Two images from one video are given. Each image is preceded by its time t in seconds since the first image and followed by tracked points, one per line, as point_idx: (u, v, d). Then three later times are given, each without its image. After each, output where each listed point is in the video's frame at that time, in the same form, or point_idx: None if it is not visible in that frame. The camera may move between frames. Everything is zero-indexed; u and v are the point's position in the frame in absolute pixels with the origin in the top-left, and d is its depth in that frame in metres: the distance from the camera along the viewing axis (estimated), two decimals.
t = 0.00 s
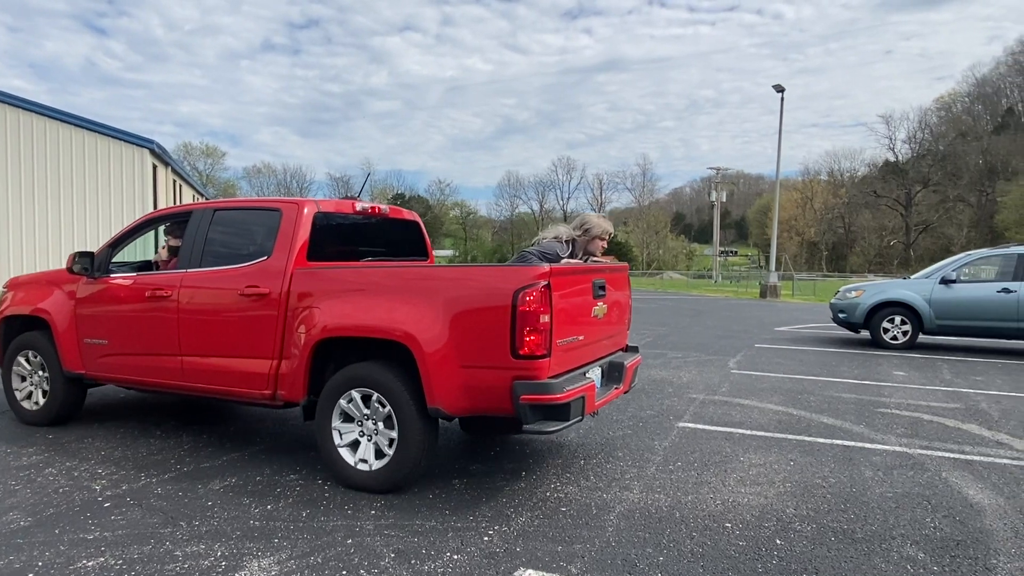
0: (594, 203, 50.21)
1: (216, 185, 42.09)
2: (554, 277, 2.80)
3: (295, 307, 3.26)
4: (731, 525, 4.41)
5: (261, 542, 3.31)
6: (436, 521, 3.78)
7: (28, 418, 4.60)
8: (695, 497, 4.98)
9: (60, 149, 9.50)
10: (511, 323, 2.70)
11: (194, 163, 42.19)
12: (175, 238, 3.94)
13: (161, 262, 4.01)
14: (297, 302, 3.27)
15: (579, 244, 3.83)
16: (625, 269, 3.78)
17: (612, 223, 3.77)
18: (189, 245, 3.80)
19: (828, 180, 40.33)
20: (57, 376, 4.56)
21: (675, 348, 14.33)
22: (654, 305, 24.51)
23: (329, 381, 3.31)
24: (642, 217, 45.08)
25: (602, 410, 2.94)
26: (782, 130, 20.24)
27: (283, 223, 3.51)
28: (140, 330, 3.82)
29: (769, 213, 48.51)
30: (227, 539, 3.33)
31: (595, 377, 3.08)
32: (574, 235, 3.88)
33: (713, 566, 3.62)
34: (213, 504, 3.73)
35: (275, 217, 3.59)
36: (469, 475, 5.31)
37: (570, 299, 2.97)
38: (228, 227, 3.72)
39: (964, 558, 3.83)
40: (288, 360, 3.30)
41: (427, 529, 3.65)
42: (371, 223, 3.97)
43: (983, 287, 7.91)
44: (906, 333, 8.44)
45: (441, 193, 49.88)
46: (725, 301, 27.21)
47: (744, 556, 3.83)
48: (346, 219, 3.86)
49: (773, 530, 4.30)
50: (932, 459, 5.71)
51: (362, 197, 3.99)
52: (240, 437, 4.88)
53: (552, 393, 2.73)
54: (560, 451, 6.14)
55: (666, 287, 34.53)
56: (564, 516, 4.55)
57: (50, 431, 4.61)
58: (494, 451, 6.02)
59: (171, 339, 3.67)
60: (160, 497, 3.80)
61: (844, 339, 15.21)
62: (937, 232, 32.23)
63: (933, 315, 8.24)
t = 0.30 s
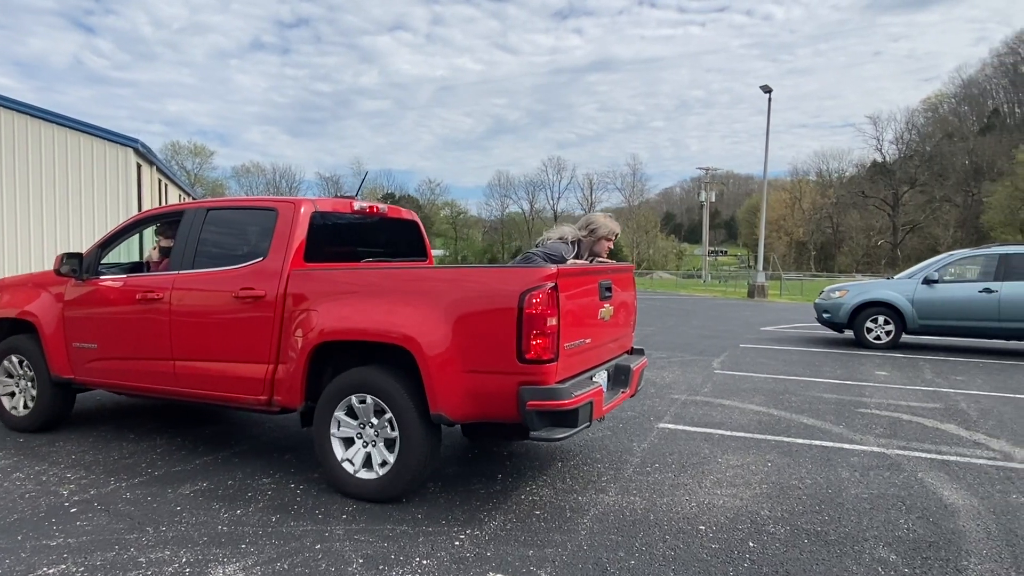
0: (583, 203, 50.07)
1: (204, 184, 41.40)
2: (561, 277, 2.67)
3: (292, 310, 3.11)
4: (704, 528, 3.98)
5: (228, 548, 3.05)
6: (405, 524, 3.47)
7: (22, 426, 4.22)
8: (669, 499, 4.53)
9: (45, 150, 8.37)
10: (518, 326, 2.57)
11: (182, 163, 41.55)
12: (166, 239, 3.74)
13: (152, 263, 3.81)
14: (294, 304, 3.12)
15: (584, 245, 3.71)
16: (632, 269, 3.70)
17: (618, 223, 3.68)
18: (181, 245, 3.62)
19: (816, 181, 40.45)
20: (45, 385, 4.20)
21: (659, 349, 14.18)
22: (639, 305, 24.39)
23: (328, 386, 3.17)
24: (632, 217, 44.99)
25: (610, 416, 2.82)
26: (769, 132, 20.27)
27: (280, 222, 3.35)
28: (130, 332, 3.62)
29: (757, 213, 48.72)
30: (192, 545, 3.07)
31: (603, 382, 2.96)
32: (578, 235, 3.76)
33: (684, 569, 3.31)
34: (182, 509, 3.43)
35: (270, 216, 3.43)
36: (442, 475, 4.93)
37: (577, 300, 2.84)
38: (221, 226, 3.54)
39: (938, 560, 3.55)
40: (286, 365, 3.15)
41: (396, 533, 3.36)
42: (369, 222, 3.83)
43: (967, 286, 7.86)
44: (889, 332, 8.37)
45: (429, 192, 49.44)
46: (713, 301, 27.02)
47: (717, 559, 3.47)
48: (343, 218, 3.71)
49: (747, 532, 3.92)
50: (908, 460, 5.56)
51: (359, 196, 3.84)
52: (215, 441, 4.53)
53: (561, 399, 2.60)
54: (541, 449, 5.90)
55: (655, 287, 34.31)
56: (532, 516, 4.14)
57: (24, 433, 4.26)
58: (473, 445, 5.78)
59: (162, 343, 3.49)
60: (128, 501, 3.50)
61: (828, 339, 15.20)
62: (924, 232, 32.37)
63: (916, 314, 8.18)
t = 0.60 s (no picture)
0: (574, 202, 50.01)
1: (193, 181, 40.97)
2: (576, 275, 2.54)
3: (295, 309, 2.94)
4: (680, 525, 3.83)
5: (200, 548, 2.90)
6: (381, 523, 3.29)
7: (16, 428, 4.06)
8: (648, 496, 4.36)
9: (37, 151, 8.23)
10: (533, 326, 2.43)
11: (171, 160, 41.12)
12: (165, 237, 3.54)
13: (150, 261, 3.61)
14: (297, 303, 2.94)
15: (597, 242, 3.60)
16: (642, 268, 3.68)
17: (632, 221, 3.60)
18: (180, 243, 3.42)
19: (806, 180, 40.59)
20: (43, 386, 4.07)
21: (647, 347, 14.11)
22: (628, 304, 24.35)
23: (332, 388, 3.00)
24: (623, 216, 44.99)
25: (624, 418, 2.71)
26: (757, 132, 20.32)
27: (283, 219, 3.16)
28: (127, 333, 3.42)
29: (747, 212, 48.90)
30: (165, 544, 2.92)
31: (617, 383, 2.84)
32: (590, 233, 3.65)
33: (659, 569, 3.10)
34: (156, 508, 3.29)
35: (272, 214, 3.23)
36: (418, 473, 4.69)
37: (591, 299, 2.71)
38: (222, 224, 3.35)
39: (910, 558, 3.38)
40: (288, 366, 2.97)
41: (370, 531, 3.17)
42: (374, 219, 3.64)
43: (950, 284, 7.78)
44: (875, 330, 8.32)
45: (420, 190, 49.19)
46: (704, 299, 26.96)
47: (692, 557, 3.31)
48: (348, 215, 3.51)
49: (723, 529, 3.75)
50: (886, 457, 5.37)
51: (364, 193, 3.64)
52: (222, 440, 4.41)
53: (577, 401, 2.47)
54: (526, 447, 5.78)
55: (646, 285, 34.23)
56: (512, 513, 4.00)
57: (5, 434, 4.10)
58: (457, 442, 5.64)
59: (160, 344, 3.29)
60: (102, 501, 3.36)
61: (815, 337, 15.22)
62: (912, 231, 32.51)
63: (900, 312, 8.11)
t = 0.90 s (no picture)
0: (567, 200, 50.04)
1: (184, 179, 40.68)
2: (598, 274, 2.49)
3: (307, 308, 2.88)
4: (662, 521, 3.84)
5: (180, 546, 2.88)
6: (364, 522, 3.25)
7: (14, 431, 3.98)
8: (630, 493, 4.35)
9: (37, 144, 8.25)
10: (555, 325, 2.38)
11: (161, 159, 40.82)
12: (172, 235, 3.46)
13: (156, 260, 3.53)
14: (309, 303, 2.89)
15: (616, 240, 3.59)
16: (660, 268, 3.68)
17: (652, 220, 3.60)
18: (187, 241, 3.35)
19: (797, 178, 40.74)
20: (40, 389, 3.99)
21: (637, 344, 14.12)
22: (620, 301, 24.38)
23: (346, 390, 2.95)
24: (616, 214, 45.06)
25: (646, 419, 2.67)
26: (747, 130, 20.43)
27: (294, 216, 3.10)
28: (132, 333, 3.35)
29: (738, 210, 49.08)
30: (144, 543, 2.90)
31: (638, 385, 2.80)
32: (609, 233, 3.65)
33: (640, 564, 3.09)
34: (136, 508, 3.26)
35: (282, 211, 3.17)
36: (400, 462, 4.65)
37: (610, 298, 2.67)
38: (230, 222, 3.28)
39: (889, 551, 3.41)
40: (301, 368, 2.91)
41: (353, 529, 3.15)
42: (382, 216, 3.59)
43: (936, 281, 7.82)
44: (862, 328, 8.36)
45: (413, 188, 49.05)
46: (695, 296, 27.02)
47: (671, 552, 3.30)
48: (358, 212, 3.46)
49: (704, 525, 3.76)
50: (870, 451, 5.42)
51: (373, 189, 3.58)
52: (226, 440, 4.35)
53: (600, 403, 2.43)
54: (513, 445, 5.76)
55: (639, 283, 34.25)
56: (494, 509, 3.99)
57: None
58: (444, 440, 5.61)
59: (167, 345, 3.22)
60: (81, 500, 3.33)
61: (803, 334, 15.28)
62: (902, 229, 32.69)
63: (886, 309, 8.13)
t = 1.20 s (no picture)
0: (557, 198, 49.93)
1: (172, 177, 40.29)
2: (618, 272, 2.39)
3: (315, 308, 2.77)
4: (637, 515, 3.71)
5: (154, 544, 2.76)
6: (343, 519, 3.09)
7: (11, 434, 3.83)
8: (607, 489, 4.20)
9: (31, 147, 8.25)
10: (574, 325, 2.28)
11: (148, 155, 40.34)
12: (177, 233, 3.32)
13: (160, 259, 3.39)
14: (317, 303, 2.77)
15: (634, 238, 3.57)
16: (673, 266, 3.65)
17: (670, 217, 3.59)
18: (192, 238, 3.21)
19: (786, 175, 40.83)
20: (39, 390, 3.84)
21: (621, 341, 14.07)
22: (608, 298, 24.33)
23: (355, 392, 2.83)
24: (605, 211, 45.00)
25: (664, 421, 2.57)
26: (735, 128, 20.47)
27: (302, 212, 2.98)
28: (134, 333, 3.22)
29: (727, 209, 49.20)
30: (118, 542, 2.77)
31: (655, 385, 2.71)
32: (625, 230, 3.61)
33: (613, 557, 2.91)
34: (114, 505, 3.14)
35: (291, 208, 3.04)
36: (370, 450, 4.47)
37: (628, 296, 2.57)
38: (236, 219, 3.14)
39: (862, 544, 3.24)
40: (309, 370, 2.80)
41: (332, 526, 2.99)
42: (390, 212, 3.49)
43: (920, 278, 7.88)
44: (847, 324, 8.40)
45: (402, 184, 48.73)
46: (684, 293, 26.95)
47: (643, 545, 3.10)
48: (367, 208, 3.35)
49: (679, 519, 3.62)
50: (847, 446, 5.36)
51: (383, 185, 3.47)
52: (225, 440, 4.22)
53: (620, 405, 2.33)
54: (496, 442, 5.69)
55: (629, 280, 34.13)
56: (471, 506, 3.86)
57: None
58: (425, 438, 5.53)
59: (171, 345, 3.10)
60: (58, 499, 3.20)
61: (788, 331, 15.32)
62: (891, 226, 32.79)
63: (871, 306, 8.18)
